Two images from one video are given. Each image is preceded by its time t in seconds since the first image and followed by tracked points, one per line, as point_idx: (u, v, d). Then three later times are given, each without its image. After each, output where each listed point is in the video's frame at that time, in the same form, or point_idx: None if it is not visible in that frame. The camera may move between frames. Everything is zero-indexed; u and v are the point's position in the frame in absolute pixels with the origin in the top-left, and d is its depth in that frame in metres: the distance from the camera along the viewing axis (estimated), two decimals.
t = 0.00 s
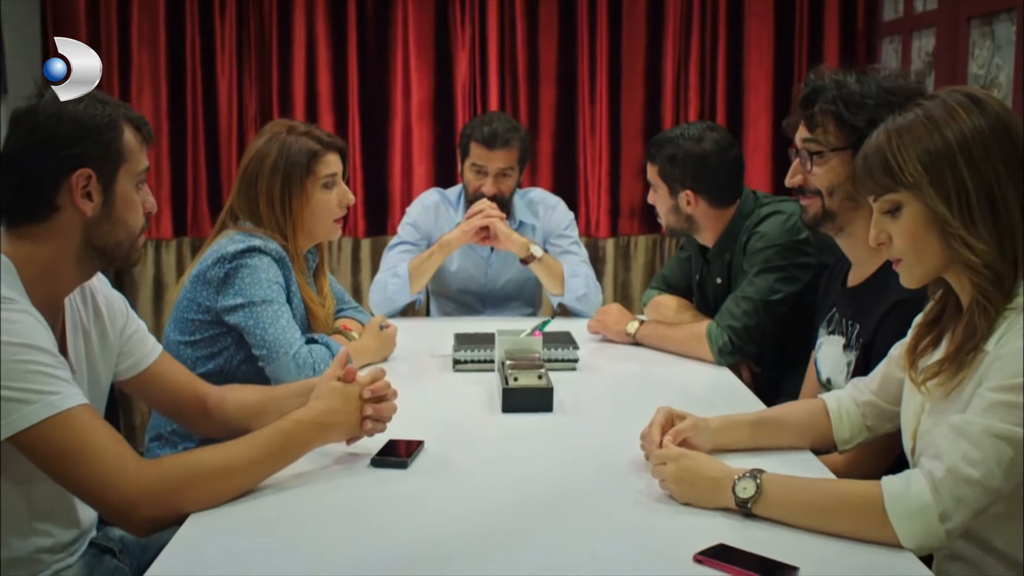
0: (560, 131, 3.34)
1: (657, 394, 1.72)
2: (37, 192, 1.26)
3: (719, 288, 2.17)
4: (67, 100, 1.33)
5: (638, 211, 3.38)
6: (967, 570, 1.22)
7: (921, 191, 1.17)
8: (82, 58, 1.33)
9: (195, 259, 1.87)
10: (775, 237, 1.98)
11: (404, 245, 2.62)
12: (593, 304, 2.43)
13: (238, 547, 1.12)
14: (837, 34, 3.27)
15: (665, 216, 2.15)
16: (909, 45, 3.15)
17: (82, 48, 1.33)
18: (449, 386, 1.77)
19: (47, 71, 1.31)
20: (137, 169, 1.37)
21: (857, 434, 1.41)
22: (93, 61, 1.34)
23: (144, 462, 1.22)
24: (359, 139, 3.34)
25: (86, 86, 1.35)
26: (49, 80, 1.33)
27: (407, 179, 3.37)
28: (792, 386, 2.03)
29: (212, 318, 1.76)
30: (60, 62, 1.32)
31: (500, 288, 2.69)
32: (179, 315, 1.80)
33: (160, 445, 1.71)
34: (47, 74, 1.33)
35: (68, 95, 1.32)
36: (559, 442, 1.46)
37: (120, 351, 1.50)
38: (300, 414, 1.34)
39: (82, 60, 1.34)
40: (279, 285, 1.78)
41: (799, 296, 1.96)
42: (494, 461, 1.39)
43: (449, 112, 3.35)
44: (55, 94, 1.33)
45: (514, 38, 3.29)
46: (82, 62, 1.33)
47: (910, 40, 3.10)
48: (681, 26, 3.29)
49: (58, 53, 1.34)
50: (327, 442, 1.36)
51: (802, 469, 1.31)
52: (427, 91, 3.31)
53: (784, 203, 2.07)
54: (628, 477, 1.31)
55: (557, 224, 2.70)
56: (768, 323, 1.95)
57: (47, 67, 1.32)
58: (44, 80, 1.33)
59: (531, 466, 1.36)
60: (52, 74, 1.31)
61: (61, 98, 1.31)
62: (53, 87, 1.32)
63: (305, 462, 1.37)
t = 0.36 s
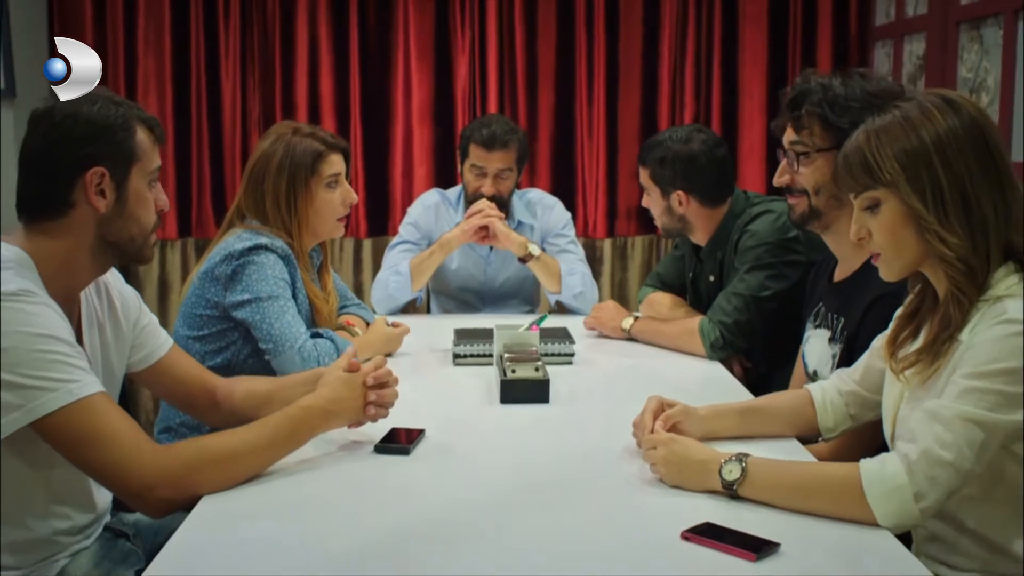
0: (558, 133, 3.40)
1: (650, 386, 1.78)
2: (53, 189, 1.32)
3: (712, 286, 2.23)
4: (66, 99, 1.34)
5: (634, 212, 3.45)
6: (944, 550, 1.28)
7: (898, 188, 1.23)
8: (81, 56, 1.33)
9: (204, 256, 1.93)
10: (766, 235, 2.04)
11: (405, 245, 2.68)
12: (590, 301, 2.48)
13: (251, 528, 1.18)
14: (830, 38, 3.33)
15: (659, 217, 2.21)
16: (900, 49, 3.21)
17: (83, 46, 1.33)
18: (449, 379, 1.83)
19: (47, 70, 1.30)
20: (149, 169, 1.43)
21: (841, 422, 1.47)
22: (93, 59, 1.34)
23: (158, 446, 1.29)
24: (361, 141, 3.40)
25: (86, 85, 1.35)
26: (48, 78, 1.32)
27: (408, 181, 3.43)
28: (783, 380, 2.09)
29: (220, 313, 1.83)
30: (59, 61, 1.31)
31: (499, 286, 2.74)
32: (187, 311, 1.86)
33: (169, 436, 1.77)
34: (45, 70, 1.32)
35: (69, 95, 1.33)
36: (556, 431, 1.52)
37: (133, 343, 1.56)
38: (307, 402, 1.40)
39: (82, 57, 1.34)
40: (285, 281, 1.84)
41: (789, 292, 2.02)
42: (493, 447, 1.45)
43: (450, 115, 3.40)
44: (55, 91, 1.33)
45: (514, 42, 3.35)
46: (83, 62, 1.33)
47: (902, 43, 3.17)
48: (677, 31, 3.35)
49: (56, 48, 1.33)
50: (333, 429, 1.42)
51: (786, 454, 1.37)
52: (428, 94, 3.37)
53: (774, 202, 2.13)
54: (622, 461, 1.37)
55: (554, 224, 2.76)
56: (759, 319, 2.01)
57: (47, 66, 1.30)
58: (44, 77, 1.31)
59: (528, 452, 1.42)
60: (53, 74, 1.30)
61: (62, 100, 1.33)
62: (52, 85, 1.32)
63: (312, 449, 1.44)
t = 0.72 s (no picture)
0: (557, 135, 3.46)
1: (644, 378, 1.84)
2: (71, 185, 1.38)
3: (706, 282, 2.29)
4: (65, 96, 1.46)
5: (632, 212, 3.51)
6: (924, 530, 1.35)
7: (879, 185, 1.29)
8: (81, 59, 1.48)
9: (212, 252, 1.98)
10: (757, 232, 2.10)
11: (407, 242, 2.74)
12: (586, 298, 2.54)
13: (263, 506, 1.24)
14: (824, 40, 3.40)
15: (654, 215, 2.26)
16: (893, 51, 3.26)
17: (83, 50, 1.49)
18: (450, 371, 1.89)
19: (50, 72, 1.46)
20: (162, 165, 1.49)
21: (826, 410, 1.54)
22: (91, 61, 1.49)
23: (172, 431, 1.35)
24: (363, 142, 3.46)
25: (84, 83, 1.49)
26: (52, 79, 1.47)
27: (409, 181, 3.49)
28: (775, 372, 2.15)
29: (228, 307, 1.89)
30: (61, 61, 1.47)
31: (499, 283, 2.80)
32: (196, 305, 1.92)
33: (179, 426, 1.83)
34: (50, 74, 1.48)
35: (68, 92, 1.46)
36: (553, 419, 1.58)
37: (146, 334, 1.62)
38: (313, 390, 1.46)
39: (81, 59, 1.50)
40: (291, 276, 1.89)
41: (780, 287, 2.08)
42: (492, 434, 1.51)
43: (451, 116, 3.46)
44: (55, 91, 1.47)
45: (514, 44, 3.41)
46: (82, 64, 1.48)
47: (895, 45, 3.23)
48: (673, 34, 3.41)
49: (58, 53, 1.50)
50: (338, 415, 1.49)
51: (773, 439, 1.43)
52: (429, 96, 3.43)
53: (765, 200, 2.19)
54: (615, 446, 1.43)
55: (553, 221, 2.82)
56: (751, 313, 2.07)
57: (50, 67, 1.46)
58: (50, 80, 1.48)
59: (525, 438, 1.49)
60: (55, 74, 1.46)
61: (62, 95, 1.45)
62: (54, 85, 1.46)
63: (318, 434, 1.50)
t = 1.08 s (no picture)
0: (555, 134, 3.52)
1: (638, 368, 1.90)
2: (86, 180, 1.44)
3: (700, 277, 2.35)
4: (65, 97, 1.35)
5: (629, 210, 3.56)
6: (903, 512, 1.41)
7: (861, 180, 1.34)
8: (81, 57, 1.34)
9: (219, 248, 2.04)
10: (749, 228, 2.16)
11: (408, 239, 2.80)
12: (583, 293, 2.63)
13: (270, 486, 1.30)
14: (817, 41, 3.46)
15: (649, 212, 2.33)
16: (886, 51, 3.32)
17: (81, 47, 1.35)
18: (450, 362, 1.95)
19: (48, 71, 1.31)
20: (174, 161, 1.54)
21: (812, 398, 1.60)
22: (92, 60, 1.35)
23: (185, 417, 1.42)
24: (364, 140, 3.52)
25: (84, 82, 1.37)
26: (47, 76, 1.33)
27: (409, 179, 3.55)
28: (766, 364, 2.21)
29: (235, 300, 1.94)
30: (58, 60, 1.33)
31: (498, 278, 2.86)
32: (204, 298, 1.97)
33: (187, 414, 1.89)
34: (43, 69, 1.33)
35: (69, 93, 1.35)
36: (549, 406, 1.64)
37: (156, 326, 1.68)
38: (318, 377, 1.52)
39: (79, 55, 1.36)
40: (296, 270, 1.95)
41: (771, 281, 2.14)
42: (491, 421, 1.57)
43: (450, 115, 3.52)
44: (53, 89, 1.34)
45: (513, 45, 3.47)
46: (82, 62, 1.34)
47: (887, 47, 3.28)
48: (670, 34, 3.47)
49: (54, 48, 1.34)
50: (342, 401, 1.55)
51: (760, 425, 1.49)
52: (429, 95, 3.49)
53: (756, 197, 2.25)
54: (608, 432, 1.49)
55: (550, 218, 2.88)
56: (742, 307, 2.12)
57: (47, 66, 1.32)
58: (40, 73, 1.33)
59: (523, 424, 1.55)
60: (53, 74, 1.32)
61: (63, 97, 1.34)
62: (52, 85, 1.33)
63: (322, 421, 1.56)
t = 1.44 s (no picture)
0: (554, 132, 3.58)
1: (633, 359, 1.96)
2: (101, 176, 1.50)
3: (695, 271, 2.41)
4: (67, 97, 1.44)
5: (626, 206, 3.62)
6: (885, 494, 1.47)
7: (845, 176, 1.40)
8: (81, 58, 1.44)
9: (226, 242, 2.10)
10: (742, 224, 2.22)
11: (410, 234, 2.86)
12: (582, 286, 2.70)
13: (280, 468, 1.36)
14: (812, 41, 3.51)
15: (654, 206, 2.37)
16: (879, 50, 3.38)
17: (81, 49, 1.45)
18: (451, 353, 2.01)
19: (48, 71, 1.41)
20: (184, 158, 1.60)
21: (800, 385, 1.66)
22: (93, 61, 1.46)
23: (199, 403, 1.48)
24: (366, 138, 3.58)
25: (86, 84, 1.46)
26: (50, 78, 1.44)
27: (410, 177, 3.60)
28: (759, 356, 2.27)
29: (241, 293, 2.00)
30: (59, 60, 1.43)
31: (498, 272, 2.92)
32: (212, 291, 2.03)
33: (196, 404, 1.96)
34: (47, 72, 1.44)
35: (69, 93, 1.44)
36: (547, 394, 1.70)
37: (168, 316, 1.75)
38: (325, 365, 1.59)
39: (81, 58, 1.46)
40: (301, 264, 2.01)
41: (763, 275, 2.20)
42: (491, 408, 1.63)
43: (451, 113, 3.57)
44: (55, 91, 1.44)
45: (513, 45, 3.53)
46: (82, 62, 1.44)
47: (881, 47, 3.34)
48: (667, 34, 3.52)
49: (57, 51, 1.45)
50: (348, 389, 1.61)
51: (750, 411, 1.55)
52: (430, 94, 3.55)
53: (749, 193, 2.32)
54: (603, 418, 1.56)
55: (549, 214, 2.94)
56: (735, 299, 2.18)
57: (48, 66, 1.42)
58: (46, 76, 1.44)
59: (521, 411, 1.61)
60: (54, 74, 1.42)
61: (63, 96, 1.43)
62: (53, 85, 1.43)
63: (328, 408, 1.62)
